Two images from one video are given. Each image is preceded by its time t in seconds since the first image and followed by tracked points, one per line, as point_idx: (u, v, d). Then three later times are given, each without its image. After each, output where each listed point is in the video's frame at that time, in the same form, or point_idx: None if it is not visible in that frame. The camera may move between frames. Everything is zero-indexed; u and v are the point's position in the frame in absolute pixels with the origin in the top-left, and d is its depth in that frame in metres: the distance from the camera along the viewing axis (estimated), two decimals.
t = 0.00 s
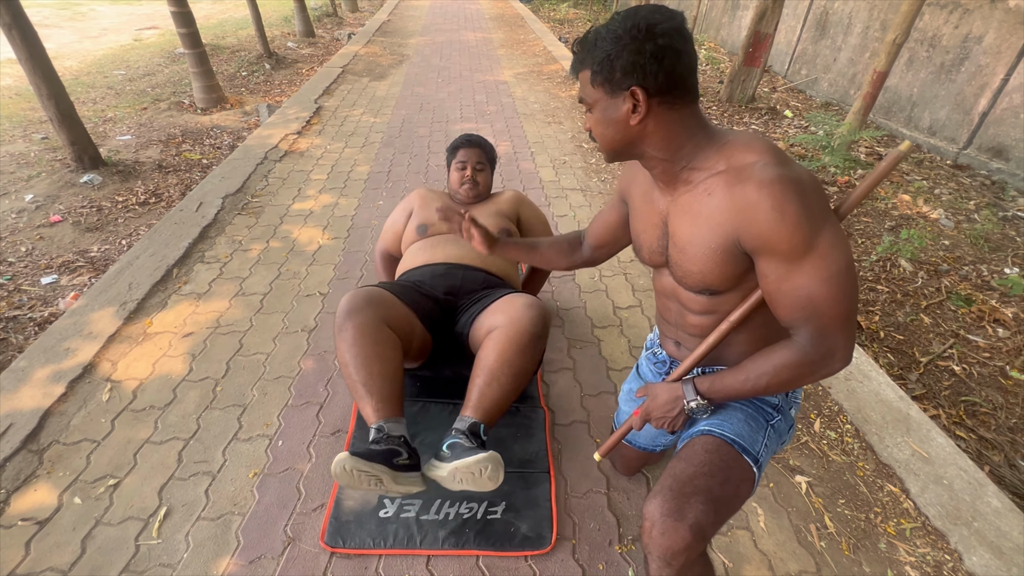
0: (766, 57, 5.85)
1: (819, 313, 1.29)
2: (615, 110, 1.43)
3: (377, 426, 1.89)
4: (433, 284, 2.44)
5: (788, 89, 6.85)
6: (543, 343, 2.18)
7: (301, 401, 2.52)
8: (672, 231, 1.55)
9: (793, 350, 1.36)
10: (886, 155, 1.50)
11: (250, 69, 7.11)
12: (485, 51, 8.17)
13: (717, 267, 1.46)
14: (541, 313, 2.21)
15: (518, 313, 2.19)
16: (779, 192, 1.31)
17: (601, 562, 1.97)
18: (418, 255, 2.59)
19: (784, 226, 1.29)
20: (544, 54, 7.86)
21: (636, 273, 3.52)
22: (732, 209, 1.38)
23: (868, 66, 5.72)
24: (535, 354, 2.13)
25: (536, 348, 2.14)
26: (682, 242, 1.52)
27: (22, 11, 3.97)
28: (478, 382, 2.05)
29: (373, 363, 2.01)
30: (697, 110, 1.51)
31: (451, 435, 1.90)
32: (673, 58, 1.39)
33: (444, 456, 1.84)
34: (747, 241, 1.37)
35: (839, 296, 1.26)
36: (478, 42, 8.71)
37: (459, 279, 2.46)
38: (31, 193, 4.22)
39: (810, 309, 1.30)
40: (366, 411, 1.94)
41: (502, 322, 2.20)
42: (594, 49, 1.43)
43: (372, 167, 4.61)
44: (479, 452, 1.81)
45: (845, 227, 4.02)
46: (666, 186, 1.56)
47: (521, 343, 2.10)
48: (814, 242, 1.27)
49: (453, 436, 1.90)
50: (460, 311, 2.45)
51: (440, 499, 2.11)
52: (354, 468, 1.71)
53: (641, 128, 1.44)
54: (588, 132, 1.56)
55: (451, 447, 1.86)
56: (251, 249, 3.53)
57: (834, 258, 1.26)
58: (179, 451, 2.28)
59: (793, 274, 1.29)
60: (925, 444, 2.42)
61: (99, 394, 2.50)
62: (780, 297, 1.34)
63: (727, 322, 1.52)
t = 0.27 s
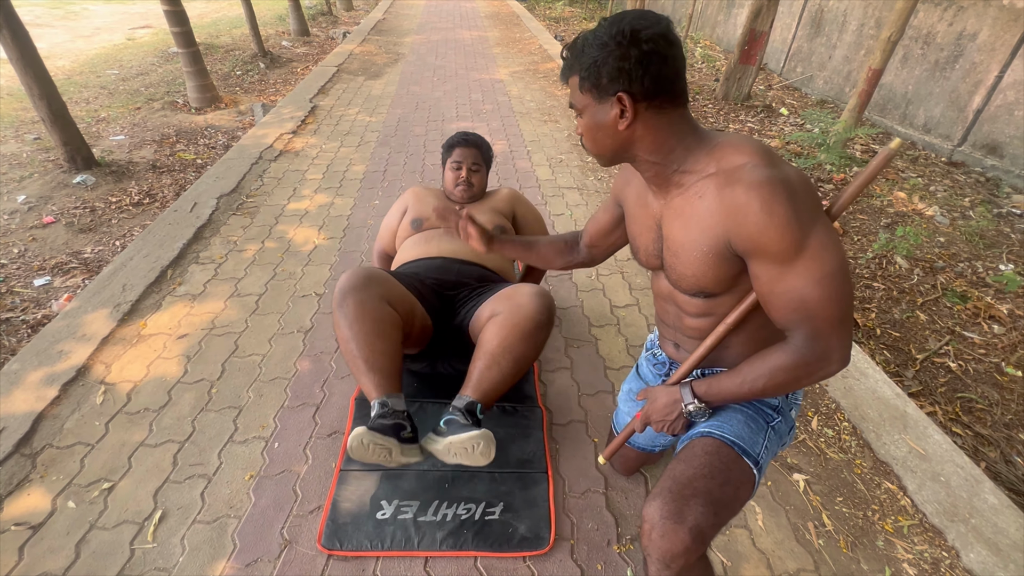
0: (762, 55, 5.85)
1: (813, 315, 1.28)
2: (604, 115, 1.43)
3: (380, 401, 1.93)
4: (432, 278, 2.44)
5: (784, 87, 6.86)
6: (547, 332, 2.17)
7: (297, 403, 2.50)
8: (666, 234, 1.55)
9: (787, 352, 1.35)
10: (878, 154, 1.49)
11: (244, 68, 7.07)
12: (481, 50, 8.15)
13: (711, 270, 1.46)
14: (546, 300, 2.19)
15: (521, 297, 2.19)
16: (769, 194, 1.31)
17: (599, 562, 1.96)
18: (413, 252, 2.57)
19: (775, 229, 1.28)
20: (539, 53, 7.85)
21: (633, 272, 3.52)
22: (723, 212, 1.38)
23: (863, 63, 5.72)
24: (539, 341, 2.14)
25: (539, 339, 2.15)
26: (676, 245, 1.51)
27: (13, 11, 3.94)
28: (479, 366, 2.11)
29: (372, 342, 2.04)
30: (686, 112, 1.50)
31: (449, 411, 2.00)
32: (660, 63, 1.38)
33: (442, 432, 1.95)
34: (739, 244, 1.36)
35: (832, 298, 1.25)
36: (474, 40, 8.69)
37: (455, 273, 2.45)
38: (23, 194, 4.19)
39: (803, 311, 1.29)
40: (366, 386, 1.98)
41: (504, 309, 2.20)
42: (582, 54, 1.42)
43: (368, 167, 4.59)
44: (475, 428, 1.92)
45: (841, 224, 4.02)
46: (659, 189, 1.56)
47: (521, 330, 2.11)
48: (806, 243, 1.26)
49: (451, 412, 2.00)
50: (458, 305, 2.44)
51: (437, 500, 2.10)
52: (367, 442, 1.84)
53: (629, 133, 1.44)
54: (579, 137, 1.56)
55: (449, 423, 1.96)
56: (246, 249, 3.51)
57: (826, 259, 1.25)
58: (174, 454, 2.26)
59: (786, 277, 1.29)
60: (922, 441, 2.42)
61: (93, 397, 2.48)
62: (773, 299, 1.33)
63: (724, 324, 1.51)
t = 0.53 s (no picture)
0: (758, 52, 5.84)
1: (802, 312, 1.28)
2: (588, 119, 1.42)
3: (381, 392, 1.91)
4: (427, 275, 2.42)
5: (780, 84, 6.85)
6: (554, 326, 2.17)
7: (293, 403, 2.49)
8: (658, 233, 1.54)
9: (778, 349, 1.35)
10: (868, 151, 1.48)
11: (238, 66, 7.03)
12: (477, 47, 8.12)
13: (702, 268, 1.45)
14: (552, 294, 2.17)
15: (527, 290, 2.17)
16: (757, 192, 1.30)
17: (598, 560, 1.96)
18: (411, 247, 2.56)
19: (763, 227, 1.27)
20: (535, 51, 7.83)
21: (630, 269, 3.51)
22: (712, 211, 1.37)
23: (859, 59, 5.73)
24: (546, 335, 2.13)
25: (549, 331, 2.14)
26: (667, 244, 1.51)
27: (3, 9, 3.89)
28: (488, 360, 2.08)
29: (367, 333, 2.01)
30: (674, 112, 1.49)
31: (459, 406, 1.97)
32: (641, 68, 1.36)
33: (452, 426, 1.90)
34: (728, 242, 1.35)
35: (821, 294, 1.25)
36: (470, 38, 8.66)
37: (454, 270, 2.44)
38: (15, 194, 4.15)
39: (793, 308, 1.29)
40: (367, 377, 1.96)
41: (511, 301, 2.16)
42: (565, 60, 1.41)
43: (364, 165, 4.56)
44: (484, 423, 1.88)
45: (838, 221, 4.03)
46: (649, 188, 1.55)
47: (531, 325, 2.09)
48: (794, 240, 1.26)
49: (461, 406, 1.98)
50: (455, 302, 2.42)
51: (435, 500, 2.09)
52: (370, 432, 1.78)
53: (614, 136, 1.43)
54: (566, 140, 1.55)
55: (460, 417, 1.93)
56: (241, 249, 3.48)
57: (815, 256, 1.25)
58: (169, 455, 2.24)
59: (775, 274, 1.28)
60: (919, 437, 2.42)
61: (87, 399, 2.46)
62: (762, 297, 1.33)
63: (715, 322, 1.50)
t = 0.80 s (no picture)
0: (755, 48, 5.83)
1: (804, 310, 1.26)
2: (589, 115, 1.41)
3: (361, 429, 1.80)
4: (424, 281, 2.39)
5: (777, 80, 6.84)
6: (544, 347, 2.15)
7: (290, 404, 2.47)
8: (658, 231, 1.53)
9: (779, 348, 1.34)
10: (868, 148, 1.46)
11: (233, 64, 6.98)
12: (473, 45, 8.10)
13: (703, 268, 1.44)
14: (540, 314, 2.20)
15: (516, 311, 2.19)
16: (758, 189, 1.28)
17: (597, 561, 1.95)
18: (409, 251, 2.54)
19: (763, 224, 1.26)
20: (532, 48, 7.81)
21: (629, 267, 3.50)
22: (713, 208, 1.36)
23: (856, 56, 5.72)
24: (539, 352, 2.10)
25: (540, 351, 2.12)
26: (667, 243, 1.49)
27: None
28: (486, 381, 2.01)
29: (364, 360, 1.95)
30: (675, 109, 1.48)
31: (473, 434, 1.84)
32: (644, 61, 1.34)
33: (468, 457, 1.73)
34: (729, 241, 1.34)
35: (822, 293, 1.23)
36: (466, 36, 8.63)
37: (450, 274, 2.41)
38: (9, 194, 4.11)
39: (795, 306, 1.27)
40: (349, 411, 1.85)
41: (500, 325, 2.17)
42: (566, 55, 1.39)
43: (360, 164, 4.54)
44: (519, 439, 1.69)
45: (836, 218, 4.02)
46: (649, 186, 1.53)
47: (525, 347, 2.07)
48: (795, 238, 1.24)
49: (475, 435, 1.84)
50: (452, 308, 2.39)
51: (434, 501, 2.08)
52: (318, 468, 1.55)
53: (616, 132, 1.42)
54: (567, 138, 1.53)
55: (475, 446, 1.76)
56: (237, 248, 3.46)
57: (816, 254, 1.23)
58: (166, 458, 2.23)
59: (776, 273, 1.27)
60: (918, 435, 2.42)
61: (82, 401, 2.44)
62: (764, 296, 1.31)
63: (716, 321, 1.49)
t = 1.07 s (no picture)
0: (753, 45, 5.81)
1: (800, 310, 1.24)
2: (577, 120, 1.38)
3: (378, 401, 1.99)
4: (420, 286, 2.38)
5: (775, 77, 6.83)
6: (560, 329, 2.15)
7: (288, 406, 2.45)
8: (653, 233, 1.51)
9: (777, 348, 1.32)
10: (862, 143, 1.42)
11: (229, 62, 6.93)
12: (470, 42, 8.06)
13: (698, 268, 1.42)
14: (558, 296, 2.14)
15: (534, 292, 2.15)
16: (750, 189, 1.26)
17: (599, 563, 1.93)
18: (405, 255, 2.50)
19: (757, 224, 1.24)
20: (529, 46, 7.78)
21: (628, 266, 3.48)
22: (705, 209, 1.34)
23: (854, 52, 5.70)
24: (551, 338, 2.12)
25: (552, 335, 2.13)
26: (662, 244, 1.47)
27: None
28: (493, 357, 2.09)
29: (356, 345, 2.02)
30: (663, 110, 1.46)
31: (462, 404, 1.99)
32: (629, 65, 1.32)
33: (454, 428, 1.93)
34: (722, 241, 1.32)
35: (818, 292, 1.22)
36: (463, 33, 8.58)
37: (447, 281, 2.40)
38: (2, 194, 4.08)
39: (791, 306, 1.26)
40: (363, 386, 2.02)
41: (517, 305, 2.13)
42: (551, 60, 1.37)
43: (357, 162, 4.51)
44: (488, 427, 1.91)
45: (835, 216, 4.01)
46: (642, 187, 1.51)
47: (536, 327, 2.09)
48: (789, 238, 1.23)
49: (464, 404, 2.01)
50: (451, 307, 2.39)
51: (433, 504, 2.07)
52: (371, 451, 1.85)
53: (605, 135, 1.40)
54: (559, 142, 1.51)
55: (462, 420, 1.95)
56: (233, 248, 3.43)
57: (811, 253, 1.22)
58: (162, 461, 2.20)
59: (771, 273, 1.25)
60: (920, 434, 2.41)
61: (77, 404, 2.41)
62: (760, 296, 1.30)
63: (713, 322, 1.47)
